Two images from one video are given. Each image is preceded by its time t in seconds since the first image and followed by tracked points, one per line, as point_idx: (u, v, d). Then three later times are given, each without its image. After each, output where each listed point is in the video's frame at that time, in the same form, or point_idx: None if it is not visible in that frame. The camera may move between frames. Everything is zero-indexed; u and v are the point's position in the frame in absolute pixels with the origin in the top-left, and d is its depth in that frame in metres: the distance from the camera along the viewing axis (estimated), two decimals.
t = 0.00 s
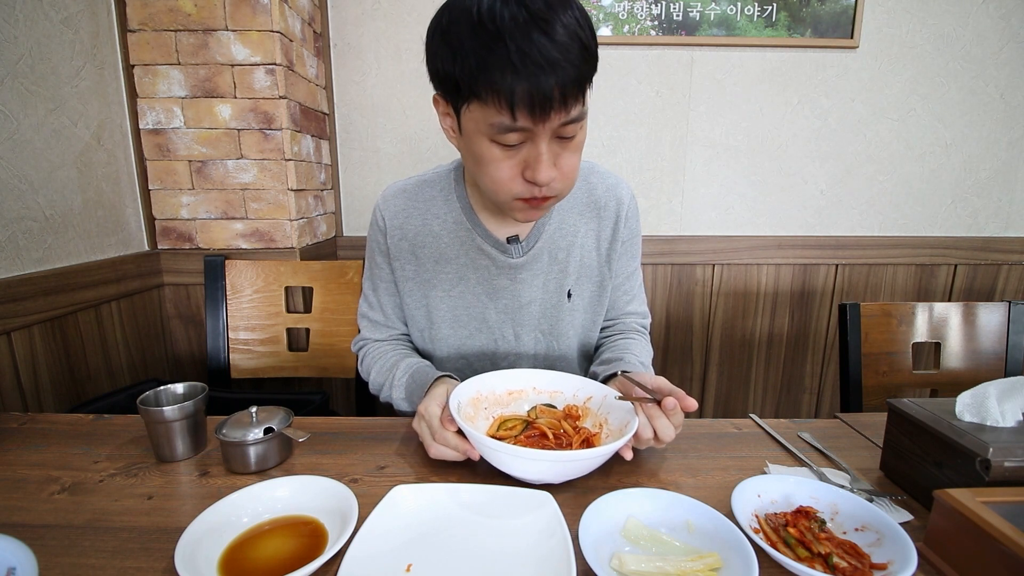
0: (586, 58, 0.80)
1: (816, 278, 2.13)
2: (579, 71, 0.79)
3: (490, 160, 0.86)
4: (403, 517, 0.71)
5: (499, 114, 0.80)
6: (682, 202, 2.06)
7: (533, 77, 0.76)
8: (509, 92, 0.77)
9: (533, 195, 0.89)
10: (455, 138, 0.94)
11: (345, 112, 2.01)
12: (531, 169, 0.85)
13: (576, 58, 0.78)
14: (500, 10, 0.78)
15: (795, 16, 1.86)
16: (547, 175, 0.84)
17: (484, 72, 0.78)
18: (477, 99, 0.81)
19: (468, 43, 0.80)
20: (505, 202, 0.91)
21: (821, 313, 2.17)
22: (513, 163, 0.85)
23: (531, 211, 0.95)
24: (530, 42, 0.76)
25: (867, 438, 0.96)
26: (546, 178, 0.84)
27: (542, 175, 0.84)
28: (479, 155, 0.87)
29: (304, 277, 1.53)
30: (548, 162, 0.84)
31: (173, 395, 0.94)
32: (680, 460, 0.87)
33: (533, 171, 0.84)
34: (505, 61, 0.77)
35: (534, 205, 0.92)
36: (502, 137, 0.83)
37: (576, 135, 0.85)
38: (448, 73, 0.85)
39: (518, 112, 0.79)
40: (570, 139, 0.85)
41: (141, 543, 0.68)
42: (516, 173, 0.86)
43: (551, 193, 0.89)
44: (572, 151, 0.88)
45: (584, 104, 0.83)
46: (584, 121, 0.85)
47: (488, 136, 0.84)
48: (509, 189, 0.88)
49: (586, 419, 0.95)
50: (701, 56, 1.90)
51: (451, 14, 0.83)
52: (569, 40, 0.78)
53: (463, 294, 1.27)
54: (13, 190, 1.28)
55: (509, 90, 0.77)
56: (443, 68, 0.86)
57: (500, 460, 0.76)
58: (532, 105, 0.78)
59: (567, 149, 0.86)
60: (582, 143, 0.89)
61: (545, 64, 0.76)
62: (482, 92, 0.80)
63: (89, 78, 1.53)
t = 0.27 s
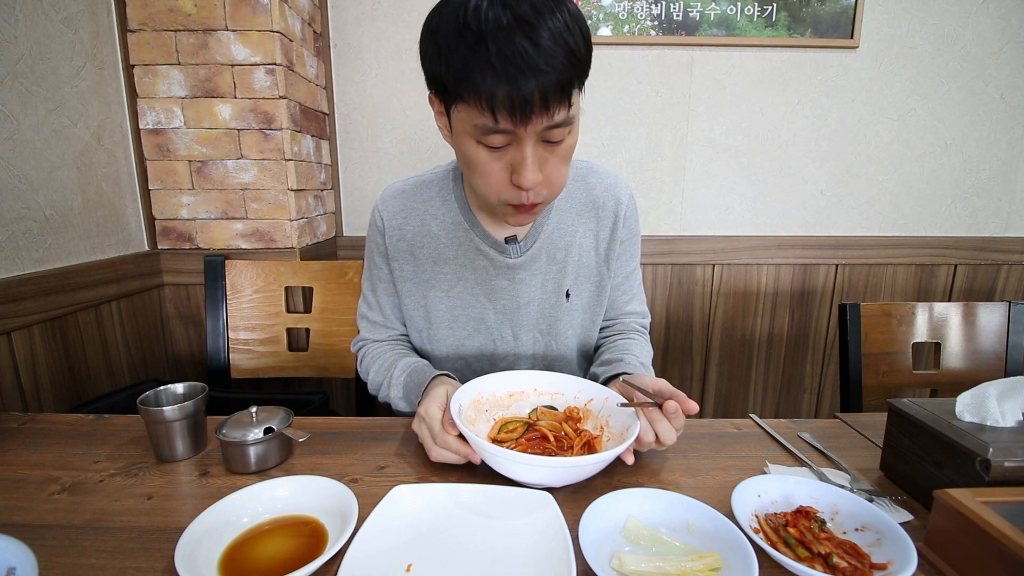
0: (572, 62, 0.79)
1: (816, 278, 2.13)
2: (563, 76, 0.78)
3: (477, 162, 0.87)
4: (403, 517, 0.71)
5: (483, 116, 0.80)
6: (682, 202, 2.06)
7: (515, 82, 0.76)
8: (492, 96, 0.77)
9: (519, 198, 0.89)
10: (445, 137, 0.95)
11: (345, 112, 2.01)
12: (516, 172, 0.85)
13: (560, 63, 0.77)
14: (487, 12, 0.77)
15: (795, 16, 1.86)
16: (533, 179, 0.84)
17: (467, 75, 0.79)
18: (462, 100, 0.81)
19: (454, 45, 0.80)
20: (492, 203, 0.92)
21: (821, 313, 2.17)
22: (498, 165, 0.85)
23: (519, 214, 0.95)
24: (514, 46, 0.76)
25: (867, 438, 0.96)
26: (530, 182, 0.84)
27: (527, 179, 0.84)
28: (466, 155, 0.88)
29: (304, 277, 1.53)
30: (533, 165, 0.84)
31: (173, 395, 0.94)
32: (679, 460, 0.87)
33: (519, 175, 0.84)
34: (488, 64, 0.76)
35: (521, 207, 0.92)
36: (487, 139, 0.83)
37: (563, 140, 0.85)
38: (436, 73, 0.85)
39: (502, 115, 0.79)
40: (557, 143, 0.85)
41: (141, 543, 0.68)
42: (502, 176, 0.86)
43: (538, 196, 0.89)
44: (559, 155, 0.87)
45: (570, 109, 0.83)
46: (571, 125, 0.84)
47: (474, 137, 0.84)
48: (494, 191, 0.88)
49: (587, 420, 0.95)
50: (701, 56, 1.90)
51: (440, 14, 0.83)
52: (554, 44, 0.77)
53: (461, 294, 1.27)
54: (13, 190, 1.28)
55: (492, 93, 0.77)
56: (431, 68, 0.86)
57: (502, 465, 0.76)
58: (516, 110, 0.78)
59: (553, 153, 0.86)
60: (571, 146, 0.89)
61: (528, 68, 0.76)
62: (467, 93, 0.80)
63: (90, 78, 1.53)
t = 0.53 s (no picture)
0: (565, 62, 0.78)
1: (816, 278, 2.13)
2: (556, 76, 0.78)
3: (472, 162, 0.87)
4: (402, 516, 0.71)
5: (476, 117, 0.80)
6: (682, 202, 2.06)
7: (507, 83, 0.76)
8: (484, 97, 0.77)
9: (515, 198, 0.89)
10: (440, 137, 0.95)
11: (345, 112, 2.01)
12: (510, 172, 0.85)
13: (552, 63, 0.77)
14: (479, 12, 0.77)
15: (795, 16, 1.86)
16: (526, 179, 0.85)
17: (459, 76, 0.79)
18: (455, 101, 0.82)
19: (446, 45, 0.80)
20: (488, 203, 0.92)
21: (821, 313, 2.17)
22: (493, 165, 0.86)
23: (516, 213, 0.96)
24: (505, 47, 0.76)
25: (867, 438, 0.96)
26: (523, 182, 0.84)
27: (521, 179, 0.84)
28: (461, 155, 0.89)
29: (304, 277, 1.53)
30: (527, 166, 0.84)
31: (173, 395, 0.94)
32: (679, 460, 0.87)
33: (513, 175, 0.85)
34: (480, 65, 0.77)
35: (515, 207, 0.93)
36: (479, 139, 0.83)
37: (557, 140, 0.85)
38: (429, 73, 0.85)
39: (493, 116, 0.79)
40: (551, 143, 0.85)
41: (141, 543, 0.68)
42: (497, 176, 0.87)
43: (533, 195, 0.90)
44: (555, 155, 0.87)
45: (564, 109, 0.82)
46: (565, 126, 0.84)
47: (468, 138, 0.84)
48: (489, 191, 0.89)
49: (587, 421, 0.95)
50: (701, 56, 1.90)
51: (433, 15, 0.83)
52: (546, 45, 0.76)
53: (461, 295, 1.27)
54: (13, 190, 1.28)
55: (484, 95, 0.77)
56: (425, 68, 0.86)
57: (503, 467, 0.76)
58: (508, 111, 0.78)
59: (548, 153, 0.86)
60: (567, 146, 0.88)
61: (519, 69, 0.75)
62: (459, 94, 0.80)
63: (90, 78, 1.53)
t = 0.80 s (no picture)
0: (563, 58, 0.79)
1: (817, 278, 2.13)
2: (554, 72, 0.78)
3: (471, 160, 0.87)
4: (402, 516, 0.71)
5: (474, 114, 0.80)
6: (682, 202, 2.06)
7: (505, 78, 0.76)
8: (482, 93, 0.78)
9: (515, 195, 0.88)
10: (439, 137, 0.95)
11: (345, 112, 2.01)
12: (509, 170, 0.85)
13: (551, 59, 0.77)
14: (476, 10, 0.78)
15: (795, 16, 1.86)
16: (526, 175, 0.84)
17: (458, 73, 0.79)
18: (454, 98, 0.82)
19: (444, 43, 0.80)
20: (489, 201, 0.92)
21: (821, 313, 2.17)
22: (492, 162, 0.85)
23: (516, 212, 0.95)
24: (503, 44, 0.76)
25: (867, 438, 0.96)
26: (523, 180, 0.84)
27: (521, 175, 0.84)
28: (459, 153, 0.88)
29: (304, 277, 1.53)
30: (527, 162, 0.84)
31: (173, 395, 0.94)
32: (679, 461, 0.87)
33: (513, 172, 0.84)
34: (478, 62, 0.77)
35: (514, 205, 0.92)
36: (478, 137, 0.83)
37: (556, 137, 0.84)
38: (428, 72, 0.85)
39: (492, 113, 0.79)
40: (551, 140, 0.84)
41: (141, 543, 0.68)
42: (496, 173, 0.86)
43: (534, 193, 0.89)
44: (554, 152, 0.87)
45: (563, 105, 0.82)
46: (564, 122, 0.84)
47: (467, 135, 0.84)
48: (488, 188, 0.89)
49: (587, 421, 0.96)
50: (701, 55, 1.90)
51: (431, 14, 0.83)
52: (544, 42, 0.77)
53: (460, 294, 1.27)
54: (13, 190, 1.28)
55: (482, 91, 0.78)
56: (424, 67, 0.86)
57: (504, 472, 0.76)
58: (506, 107, 0.78)
59: (548, 150, 0.85)
60: (567, 143, 0.88)
61: (517, 64, 0.76)
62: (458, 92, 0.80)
63: (90, 78, 1.53)
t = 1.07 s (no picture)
0: (558, 54, 0.79)
1: (816, 278, 2.13)
2: (549, 68, 0.78)
3: (468, 156, 0.87)
4: (403, 516, 0.72)
5: (471, 111, 0.80)
6: (682, 202, 2.06)
7: (501, 75, 0.76)
8: (478, 90, 0.78)
9: (512, 191, 0.89)
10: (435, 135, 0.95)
11: (345, 112, 2.01)
12: (506, 166, 0.85)
13: (546, 55, 0.77)
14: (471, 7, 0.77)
15: (795, 16, 1.86)
16: (523, 172, 0.84)
17: (453, 70, 0.79)
18: (450, 95, 0.82)
19: (439, 40, 0.80)
20: (486, 197, 0.92)
21: (821, 313, 2.17)
22: (489, 159, 0.86)
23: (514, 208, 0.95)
24: (498, 41, 0.76)
25: (867, 437, 0.96)
26: (520, 176, 0.84)
27: (518, 172, 0.84)
28: (456, 149, 0.88)
29: (305, 277, 1.53)
30: (524, 158, 0.84)
31: (173, 395, 0.94)
32: (679, 461, 0.87)
33: (510, 168, 0.85)
34: (473, 60, 0.77)
35: (511, 202, 0.92)
36: (474, 134, 0.83)
37: (552, 132, 0.85)
38: (423, 69, 0.85)
39: (489, 109, 0.79)
40: (547, 136, 0.85)
41: (141, 543, 0.68)
42: (493, 170, 0.86)
43: (530, 189, 0.90)
44: (550, 148, 0.87)
45: (559, 100, 0.82)
46: (560, 118, 0.84)
47: (463, 132, 0.84)
48: (485, 185, 0.89)
49: (588, 421, 0.96)
50: (701, 55, 1.90)
51: (425, 12, 0.83)
52: (540, 38, 0.77)
53: (459, 293, 1.27)
54: (13, 190, 1.28)
55: (479, 88, 0.78)
56: (419, 64, 0.86)
57: (504, 472, 0.75)
58: (503, 104, 0.78)
59: (544, 145, 0.86)
60: (562, 138, 0.89)
61: (512, 61, 0.76)
62: (454, 89, 0.80)
63: (90, 78, 1.53)
